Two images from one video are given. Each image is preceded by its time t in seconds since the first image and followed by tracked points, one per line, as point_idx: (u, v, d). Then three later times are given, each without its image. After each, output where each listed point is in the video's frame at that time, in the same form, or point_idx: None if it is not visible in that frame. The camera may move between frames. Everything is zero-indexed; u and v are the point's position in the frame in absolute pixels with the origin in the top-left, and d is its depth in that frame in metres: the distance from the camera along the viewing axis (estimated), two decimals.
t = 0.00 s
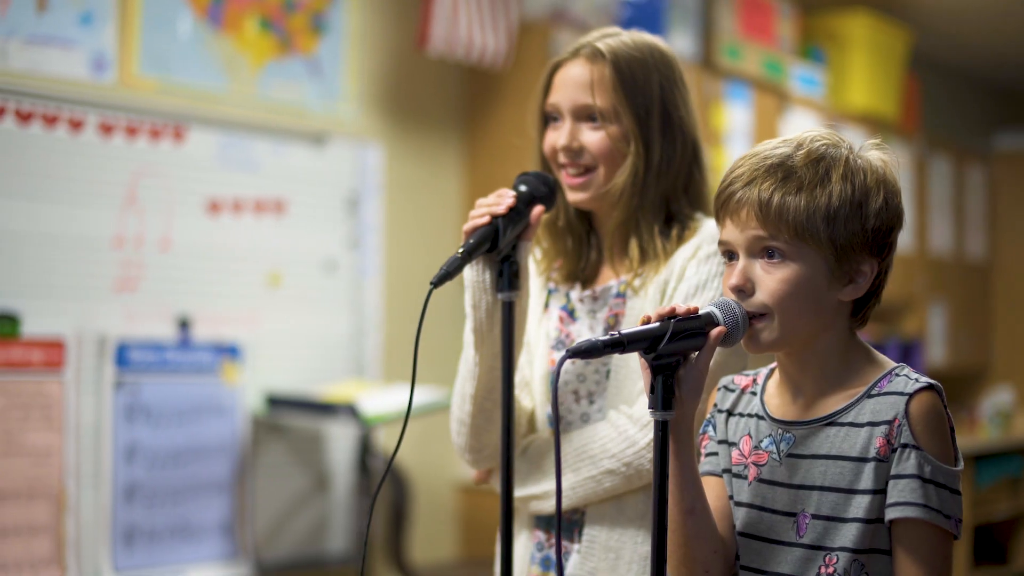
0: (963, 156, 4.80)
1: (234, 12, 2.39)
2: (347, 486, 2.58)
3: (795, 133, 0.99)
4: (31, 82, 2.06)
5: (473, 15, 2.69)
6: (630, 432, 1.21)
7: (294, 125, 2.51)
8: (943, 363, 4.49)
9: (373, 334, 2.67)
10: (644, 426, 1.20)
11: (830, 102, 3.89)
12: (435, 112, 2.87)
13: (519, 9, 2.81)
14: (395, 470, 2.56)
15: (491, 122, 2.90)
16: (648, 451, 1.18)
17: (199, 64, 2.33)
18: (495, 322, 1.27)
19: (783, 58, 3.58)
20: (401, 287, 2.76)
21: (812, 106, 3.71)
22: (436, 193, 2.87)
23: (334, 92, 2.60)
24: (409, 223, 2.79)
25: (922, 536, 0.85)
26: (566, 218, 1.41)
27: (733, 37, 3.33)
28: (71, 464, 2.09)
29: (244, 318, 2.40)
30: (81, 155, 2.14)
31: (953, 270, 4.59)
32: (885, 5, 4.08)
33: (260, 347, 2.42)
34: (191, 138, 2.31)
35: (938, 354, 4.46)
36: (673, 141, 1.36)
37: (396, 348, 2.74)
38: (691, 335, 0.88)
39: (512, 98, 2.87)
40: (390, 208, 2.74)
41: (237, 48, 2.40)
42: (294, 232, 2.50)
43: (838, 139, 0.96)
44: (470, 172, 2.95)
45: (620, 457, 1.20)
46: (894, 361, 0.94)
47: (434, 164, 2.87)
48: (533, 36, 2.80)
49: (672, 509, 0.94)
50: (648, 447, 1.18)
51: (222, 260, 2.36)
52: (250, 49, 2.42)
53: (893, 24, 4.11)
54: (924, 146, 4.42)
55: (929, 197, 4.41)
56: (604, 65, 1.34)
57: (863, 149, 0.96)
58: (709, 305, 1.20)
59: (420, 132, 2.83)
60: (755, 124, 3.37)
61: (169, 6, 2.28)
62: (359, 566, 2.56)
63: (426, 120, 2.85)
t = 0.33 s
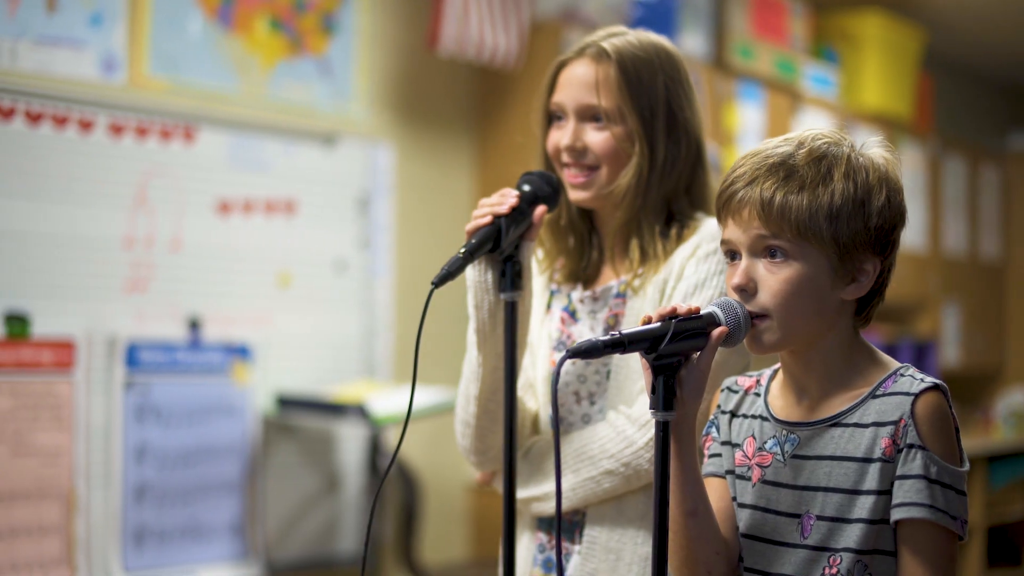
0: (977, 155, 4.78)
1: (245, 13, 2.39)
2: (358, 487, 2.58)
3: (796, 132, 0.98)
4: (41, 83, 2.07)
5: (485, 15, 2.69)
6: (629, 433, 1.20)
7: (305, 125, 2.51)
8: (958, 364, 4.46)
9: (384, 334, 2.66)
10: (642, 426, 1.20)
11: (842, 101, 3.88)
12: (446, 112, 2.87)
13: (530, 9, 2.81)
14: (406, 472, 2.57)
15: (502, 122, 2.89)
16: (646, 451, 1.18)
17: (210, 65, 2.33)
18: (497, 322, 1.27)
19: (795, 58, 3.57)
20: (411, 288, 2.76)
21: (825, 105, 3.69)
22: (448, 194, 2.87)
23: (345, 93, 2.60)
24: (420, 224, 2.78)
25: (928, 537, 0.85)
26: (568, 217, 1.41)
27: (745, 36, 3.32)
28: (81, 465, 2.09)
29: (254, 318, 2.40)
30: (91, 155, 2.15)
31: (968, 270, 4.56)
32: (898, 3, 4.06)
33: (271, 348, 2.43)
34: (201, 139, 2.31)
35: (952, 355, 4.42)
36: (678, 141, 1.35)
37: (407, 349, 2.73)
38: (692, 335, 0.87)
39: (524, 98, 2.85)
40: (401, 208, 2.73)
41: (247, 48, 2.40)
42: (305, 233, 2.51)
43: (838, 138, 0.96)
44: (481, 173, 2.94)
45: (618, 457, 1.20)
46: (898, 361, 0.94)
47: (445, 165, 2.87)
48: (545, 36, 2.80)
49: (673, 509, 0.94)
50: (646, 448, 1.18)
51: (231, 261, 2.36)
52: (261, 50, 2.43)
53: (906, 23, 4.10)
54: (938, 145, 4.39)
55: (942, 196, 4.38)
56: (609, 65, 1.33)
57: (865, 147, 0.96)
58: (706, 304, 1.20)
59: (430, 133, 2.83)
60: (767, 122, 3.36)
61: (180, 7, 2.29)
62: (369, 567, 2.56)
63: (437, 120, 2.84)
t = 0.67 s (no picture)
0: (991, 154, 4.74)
1: (254, 13, 2.40)
2: (367, 487, 2.58)
3: (796, 131, 0.98)
4: (49, 83, 2.08)
5: (494, 15, 2.69)
6: (628, 433, 1.20)
7: (313, 125, 2.51)
8: (972, 364, 4.42)
9: (394, 334, 2.66)
10: (642, 425, 1.19)
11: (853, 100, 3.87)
12: (455, 113, 2.87)
13: (540, 9, 2.80)
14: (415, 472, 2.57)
15: (511, 122, 2.87)
16: (645, 450, 1.18)
17: (218, 65, 2.34)
18: (498, 321, 1.26)
19: (807, 57, 3.55)
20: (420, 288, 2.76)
21: (838, 105, 3.67)
22: (457, 194, 2.86)
23: (353, 92, 2.60)
24: (428, 224, 2.78)
25: (928, 539, 0.84)
26: (574, 216, 1.41)
27: (756, 35, 3.31)
28: (89, 465, 2.10)
29: (263, 318, 2.40)
30: (99, 156, 2.15)
31: (982, 270, 4.53)
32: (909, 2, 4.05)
33: (281, 349, 2.43)
34: (210, 139, 2.31)
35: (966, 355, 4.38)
36: (684, 142, 1.35)
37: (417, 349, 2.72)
38: (690, 335, 0.87)
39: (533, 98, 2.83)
40: (409, 208, 2.73)
41: (256, 48, 2.41)
42: (313, 233, 2.50)
43: (840, 136, 0.95)
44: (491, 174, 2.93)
45: (618, 457, 1.20)
46: (899, 362, 0.93)
47: (455, 165, 2.86)
48: (554, 37, 2.78)
49: (672, 510, 0.93)
50: (646, 447, 1.18)
51: (239, 261, 2.36)
52: (270, 50, 2.43)
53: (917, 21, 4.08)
54: (950, 144, 4.37)
55: (954, 196, 4.36)
56: (615, 66, 1.33)
57: (867, 144, 0.95)
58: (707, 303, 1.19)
59: (440, 133, 2.82)
60: (778, 121, 3.35)
61: (189, 6, 2.29)
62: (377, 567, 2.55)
63: (446, 120, 2.84)
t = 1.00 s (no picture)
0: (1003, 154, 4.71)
1: (260, 12, 2.40)
2: (373, 485, 2.57)
3: (795, 126, 0.97)
4: (55, 82, 2.08)
5: (502, 14, 2.67)
6: (613, 434, 1.19)
7: (320, 124, 2.51)
8: (983, 364, 4.38)
9: (400, 332, 2.65)
10: (626, 425, 1.18)
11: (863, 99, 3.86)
12: (462, 111, 2.86)
13: (547, 7, 2.78)
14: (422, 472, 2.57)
15: (518, 120, 2.86)
16: (630, 451, 1.17)
17: (224, 64, 2.34)
18: (496, 318, 1.26)
19: (816, 56, 3.54)
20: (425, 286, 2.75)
21: (846, 104, 3.66)
22: (465, 192, 2.86)
23: (360, 90, 2.60)
24: (435, 223, 2.77)
25: (926, 538, 0.84)
26: (573, 213, 1.41)
27: (764, 34, 3.31)
28: (95, 464, 2.10)
29: (269, 316, 2.40)
30: (104, 155, 2.15)
31: (993, 269, 4.50)
32: None
33: (288, 347, 2.43)
34: (216, 137, 2.31)
35: (977, 356, 4.35)
36: (682, 141, 1.34)
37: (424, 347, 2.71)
38: (688, 331, 0.87)
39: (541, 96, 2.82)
40: (417, 206, 2.72)
41: (262, 47, 2.40)
42: (321, 232, 2.50)
43: (839, 131, 0.95)
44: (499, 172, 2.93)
45: (603, 458, 1.19)
46: (898, 359, 0.92)
47: (462, 163, 2.85)
48: (562, 35, 2.78)
49: (669, 507, 0.93)
50: (631, 447, 1.17)
51: (244, 259, 2.36)
52: (276, 48, 2.43)
53: (927, 20, 4.07)
54: (961, 143, 4.35)
55: (964, 196, 4.34)
56: (616, 63, 1.32)
57: (869, 140, 0.95)
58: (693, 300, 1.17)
59: (447, 131, 2.81)
60: (787, 120, 3.34)
61: (195, 5, 2.29)
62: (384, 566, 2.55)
63: (453, 117, 2.83)
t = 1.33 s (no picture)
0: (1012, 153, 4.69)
1: (265, 12, 2.39)
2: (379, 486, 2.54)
3: (795, 124, 0.97)
4: (58, 82, 2.08)
5: (508, 12, 2.65)
6: (588, 437, 1.19)
7: (325, 124, 2.50)
8: (990, 364, 4.36)
9: (407, 333, 2.64)
10: (601, 429, 1.18)
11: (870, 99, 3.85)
12: (470, 110, 2.84)
13: (554, 6, 2.76)
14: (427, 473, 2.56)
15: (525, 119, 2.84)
16: (604, 455, 1.17)
17: (229, 63, 2.33)
18: (494, 317, 1.25)
19: (822, 56, 3.54)
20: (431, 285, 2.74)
21: (853, 103, 3.65)
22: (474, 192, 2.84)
23: (366, 90, 2.59)
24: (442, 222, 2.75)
25: (925, 538, 0.83)
26: (567, 213, 1.42)
27: (771, 33, 3.30)
28: (99, 464, 2.10)
29: (275, 317, 2.39)
30: (108, 155, 2.14)
31: (1001, 269, 4.48)
32: None
33: (293, 346, 2.42)
34: (220, 137, 2.31)
35: (984, 356, 4.33)
36: (673, 141, 1.32)
37: (429, 347, 2.70)
38: (685, 331, 0.86)
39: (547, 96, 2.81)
40: (423, 206, 2.70)
41: (267, 47, 2.40)
42: (326, 231, 2.49)
43: (839, 129, 0.94)
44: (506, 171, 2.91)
45: (579, 461, 1.19)
46: (898, 359, 0.92)
47: (469, 162, 2.83)
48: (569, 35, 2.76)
49: (666, 508, 0.92)
50: (605, 451, 1.16)
51: (248, 259, 2.35)
52: (281, 48, 2.42)
53: (935, 19, 4.06)
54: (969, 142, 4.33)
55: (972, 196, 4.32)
56: (605, 63, 1.31)
57: (868, 139, 0.94)
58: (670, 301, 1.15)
59: (454, 129, 2.80)
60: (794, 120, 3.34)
61: (200, 4, 2.29)
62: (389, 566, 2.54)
63: (459, 116, 2.81)
